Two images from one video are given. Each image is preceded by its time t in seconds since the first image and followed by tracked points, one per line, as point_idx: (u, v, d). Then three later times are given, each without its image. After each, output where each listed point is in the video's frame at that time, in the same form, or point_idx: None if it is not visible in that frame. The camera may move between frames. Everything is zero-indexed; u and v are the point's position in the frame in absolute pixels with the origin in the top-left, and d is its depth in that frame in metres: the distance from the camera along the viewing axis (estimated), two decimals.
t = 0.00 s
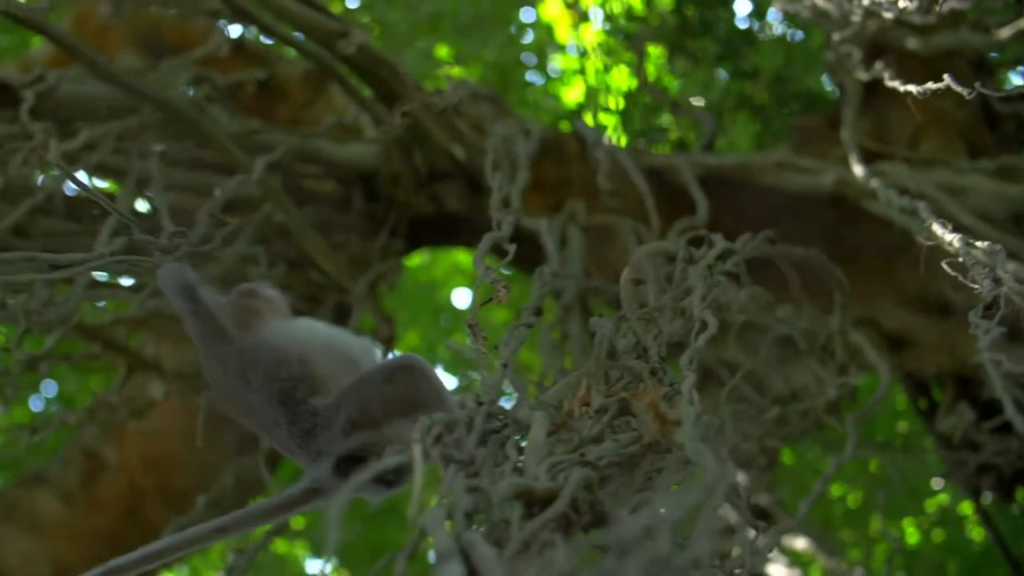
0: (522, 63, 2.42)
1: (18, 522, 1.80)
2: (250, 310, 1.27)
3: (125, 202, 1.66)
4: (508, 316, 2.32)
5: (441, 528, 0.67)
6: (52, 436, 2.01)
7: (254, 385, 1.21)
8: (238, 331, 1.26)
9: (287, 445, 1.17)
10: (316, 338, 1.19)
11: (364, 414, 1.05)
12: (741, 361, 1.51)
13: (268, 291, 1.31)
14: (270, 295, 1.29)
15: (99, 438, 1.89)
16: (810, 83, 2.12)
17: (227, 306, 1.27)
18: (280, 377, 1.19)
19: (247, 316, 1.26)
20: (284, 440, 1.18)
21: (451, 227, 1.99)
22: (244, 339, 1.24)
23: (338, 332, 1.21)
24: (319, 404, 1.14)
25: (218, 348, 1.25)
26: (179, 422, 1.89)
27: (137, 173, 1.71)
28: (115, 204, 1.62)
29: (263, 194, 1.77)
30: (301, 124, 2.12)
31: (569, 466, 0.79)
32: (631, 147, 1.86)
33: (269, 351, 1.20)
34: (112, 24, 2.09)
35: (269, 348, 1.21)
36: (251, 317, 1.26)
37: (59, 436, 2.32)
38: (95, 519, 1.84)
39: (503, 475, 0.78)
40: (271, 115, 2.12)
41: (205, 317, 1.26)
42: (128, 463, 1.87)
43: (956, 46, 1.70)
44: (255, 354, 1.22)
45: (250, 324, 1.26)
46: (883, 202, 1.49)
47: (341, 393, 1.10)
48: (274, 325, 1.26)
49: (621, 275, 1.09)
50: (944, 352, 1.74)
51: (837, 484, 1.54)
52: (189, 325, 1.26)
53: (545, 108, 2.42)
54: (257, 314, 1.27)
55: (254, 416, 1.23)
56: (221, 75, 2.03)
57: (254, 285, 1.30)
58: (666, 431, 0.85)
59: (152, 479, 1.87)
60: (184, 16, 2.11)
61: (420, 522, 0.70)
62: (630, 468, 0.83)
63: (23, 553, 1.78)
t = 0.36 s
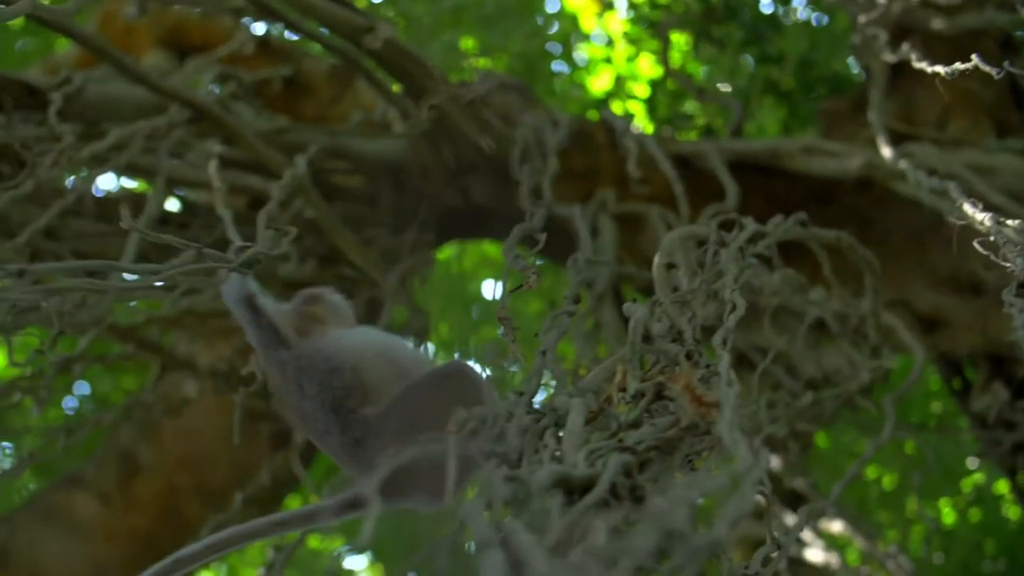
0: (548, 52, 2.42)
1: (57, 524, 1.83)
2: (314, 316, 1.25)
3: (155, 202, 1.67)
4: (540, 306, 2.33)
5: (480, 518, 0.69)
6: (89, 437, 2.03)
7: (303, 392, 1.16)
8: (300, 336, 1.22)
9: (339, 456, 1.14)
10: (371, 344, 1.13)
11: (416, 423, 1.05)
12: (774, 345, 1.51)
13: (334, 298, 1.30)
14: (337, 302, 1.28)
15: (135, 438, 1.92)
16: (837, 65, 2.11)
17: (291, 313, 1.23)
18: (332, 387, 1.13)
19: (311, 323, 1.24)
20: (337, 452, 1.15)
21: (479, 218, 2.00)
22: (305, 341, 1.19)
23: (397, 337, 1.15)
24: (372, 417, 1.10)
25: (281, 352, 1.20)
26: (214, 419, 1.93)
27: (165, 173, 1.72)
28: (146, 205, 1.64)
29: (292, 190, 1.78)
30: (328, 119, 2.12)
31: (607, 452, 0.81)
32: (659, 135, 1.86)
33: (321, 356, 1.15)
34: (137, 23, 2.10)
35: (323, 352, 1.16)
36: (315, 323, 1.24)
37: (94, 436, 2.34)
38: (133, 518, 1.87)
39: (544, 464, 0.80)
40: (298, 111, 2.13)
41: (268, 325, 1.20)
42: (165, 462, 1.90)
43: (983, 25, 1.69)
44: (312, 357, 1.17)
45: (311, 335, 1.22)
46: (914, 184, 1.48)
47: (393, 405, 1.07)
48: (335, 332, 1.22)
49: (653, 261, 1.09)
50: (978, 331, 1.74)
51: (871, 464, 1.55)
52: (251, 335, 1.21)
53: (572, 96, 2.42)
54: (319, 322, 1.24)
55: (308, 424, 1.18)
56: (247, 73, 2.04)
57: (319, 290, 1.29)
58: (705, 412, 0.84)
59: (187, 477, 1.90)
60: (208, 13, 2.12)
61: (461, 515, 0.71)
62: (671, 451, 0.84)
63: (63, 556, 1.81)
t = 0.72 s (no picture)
0: (565, 47, 2.42)
1: (81, 528, 1.87)
2: (368, 329, 1.30)
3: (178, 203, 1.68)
4: (562, 300, 2.34)
5: (510, 513, 0.71)
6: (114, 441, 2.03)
7: (351, 403, 1.23)
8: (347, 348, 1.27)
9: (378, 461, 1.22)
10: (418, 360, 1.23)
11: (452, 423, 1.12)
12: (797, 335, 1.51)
13: (390, 310, 1.35)
14: (391, 313, 1.33)
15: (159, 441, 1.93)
16: (856, 55, 2.11)
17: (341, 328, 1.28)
18: (379, 400, 1.21)
19: (364, 334, 1.30)
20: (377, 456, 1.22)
21: (499, 214, 2.00)
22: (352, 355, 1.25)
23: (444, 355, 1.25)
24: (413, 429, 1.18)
25: (328, 366, 1.26)
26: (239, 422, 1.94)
27: (187, 175, 1.73)
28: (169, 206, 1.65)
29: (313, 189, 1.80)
30: (348, 118, 2.14)
31: (634, 444, 0.82)
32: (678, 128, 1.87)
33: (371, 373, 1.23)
34: (156, 25, 2.12)
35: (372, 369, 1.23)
36: (366, 335, 1.30)
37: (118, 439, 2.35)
38: (158, 523, 1.88)
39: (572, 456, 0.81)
40: (317, 110, 2.14)
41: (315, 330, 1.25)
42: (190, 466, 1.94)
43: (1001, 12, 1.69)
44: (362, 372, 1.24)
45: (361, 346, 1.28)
46: (935, 172, 1.48)
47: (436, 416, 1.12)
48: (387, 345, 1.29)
49: (677, 251, 1.10)
50: (1000, 318, 1.74)
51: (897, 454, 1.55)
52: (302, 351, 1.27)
53: (590, 91, 2.42)
54: (370, 335, 1.30)
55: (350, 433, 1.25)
56: (267, 73, 2.05)
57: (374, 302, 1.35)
58: (730, 403, 0.87)
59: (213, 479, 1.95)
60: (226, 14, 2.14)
61: (490, 509, 0.73)
62: (698, 440, 0.86)
63: (87, 561, 1.84)
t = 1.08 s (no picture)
0: (571, 40, 2.42)
1: (96, 530, 1.90)
2: (409, 341, 1.27)
3: (188, 203, 1.69)
4: (572, 293, 2.35)
5: (527, 508, 0.71)
6: (127, 441, 2.06)
7: (388, 414, 1.21)
8: (386, 361, 1.24)
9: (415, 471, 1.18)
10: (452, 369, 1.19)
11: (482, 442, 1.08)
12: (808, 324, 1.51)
13: (434, 321, 1.32)
14: (435, 324, 1.30)
15: (172, 441, 1.96)
16: (863, 43, 2.11)
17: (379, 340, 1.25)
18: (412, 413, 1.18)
19: (404, 346, 1.27)
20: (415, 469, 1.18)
21: (508, 209, 2.01)
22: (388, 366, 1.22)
23: (474, 363, 1.20)
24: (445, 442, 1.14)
25: (366, 378, 1.23)
26: (252, 420, 1.97)
27: (196, 175, 1.73)
28: (179, 207, 1.65)
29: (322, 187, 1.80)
30: (355, 115, 2.14)
31: (648, 435, 0.83)
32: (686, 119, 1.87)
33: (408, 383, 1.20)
34: (162, 26, 2.13)
35: (408, 379, 1.20)
36: (406, 347, 1.27)
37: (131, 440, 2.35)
38: (174, 524, 1.93)
39: (585, 448, 0.82)
40: (325, 108, 2.14)
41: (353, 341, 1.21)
42: (202, 468, 1.94)
43: None
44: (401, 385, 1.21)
45: (402, 356, 1.25)
46: (943, 160, 1.48)
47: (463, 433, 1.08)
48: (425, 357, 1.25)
49: (690, 242, 1.11)
50: (1011, 305, 1.75)
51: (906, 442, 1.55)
52: (338, 361, 1.24)
53: (596, 84, 2.42)
54: (411, 344, 1.27)
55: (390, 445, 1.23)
56: (274, 72, 2.06)
57: (419, 314, 1.31)
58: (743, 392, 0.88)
59: (227, 477, 1.95)
60: (232, 14, 2.14)
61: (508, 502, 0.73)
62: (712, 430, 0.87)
63: (105, 562, 1.89)
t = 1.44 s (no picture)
0: (567, 35, 2.43)
1: (99, 532, 1.90)
2: (438, 354, 1.32)
3: (186, 204, 1.68)
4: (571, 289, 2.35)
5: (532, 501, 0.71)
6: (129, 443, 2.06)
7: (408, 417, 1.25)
8: (414, 372, 1.30)
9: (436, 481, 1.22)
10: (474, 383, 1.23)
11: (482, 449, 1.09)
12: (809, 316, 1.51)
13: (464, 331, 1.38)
14: (466, 334, 1.37)
15: (173, 441, 1.95)
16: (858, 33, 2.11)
17: (408, 352, 1.30)
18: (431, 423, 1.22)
19: (434, 358, 1.32)
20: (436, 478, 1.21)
21: (506, 205, 2.01)
22: (414, 376, 1.27)
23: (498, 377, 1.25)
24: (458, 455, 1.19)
25: (394, 390, 1.28)
26: (253, 420, 1.94)
27: (194, 176, 1.73)
28: (178, 208, 1.65)
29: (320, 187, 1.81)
30: (352, 114, 2.15)
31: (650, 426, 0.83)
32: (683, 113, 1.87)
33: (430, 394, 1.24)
34: (157, 28, 2.13)
35: (430, 389, 1.25)
36: (435, 358, 1.32)
37: (133, 442, 2.35)
38: (176, 524, 1.93)
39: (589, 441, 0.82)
40: (321, 106, 2.15)
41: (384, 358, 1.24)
42: (202, 469, 1.93)
43: None
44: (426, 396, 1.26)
45: (434, 366, 1.30)
46: (940, 148, 1.48)
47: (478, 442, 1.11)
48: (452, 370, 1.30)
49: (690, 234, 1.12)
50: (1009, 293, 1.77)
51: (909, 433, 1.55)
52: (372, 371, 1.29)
53: (592, 79, 2.42)
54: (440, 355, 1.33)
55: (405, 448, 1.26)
56: (269, 71, 2.06)
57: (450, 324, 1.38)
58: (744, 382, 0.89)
59: (228, 477, 1.95)
60: (227, 14, 2.14)
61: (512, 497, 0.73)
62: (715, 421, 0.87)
63: (105, 562, 1.90)
